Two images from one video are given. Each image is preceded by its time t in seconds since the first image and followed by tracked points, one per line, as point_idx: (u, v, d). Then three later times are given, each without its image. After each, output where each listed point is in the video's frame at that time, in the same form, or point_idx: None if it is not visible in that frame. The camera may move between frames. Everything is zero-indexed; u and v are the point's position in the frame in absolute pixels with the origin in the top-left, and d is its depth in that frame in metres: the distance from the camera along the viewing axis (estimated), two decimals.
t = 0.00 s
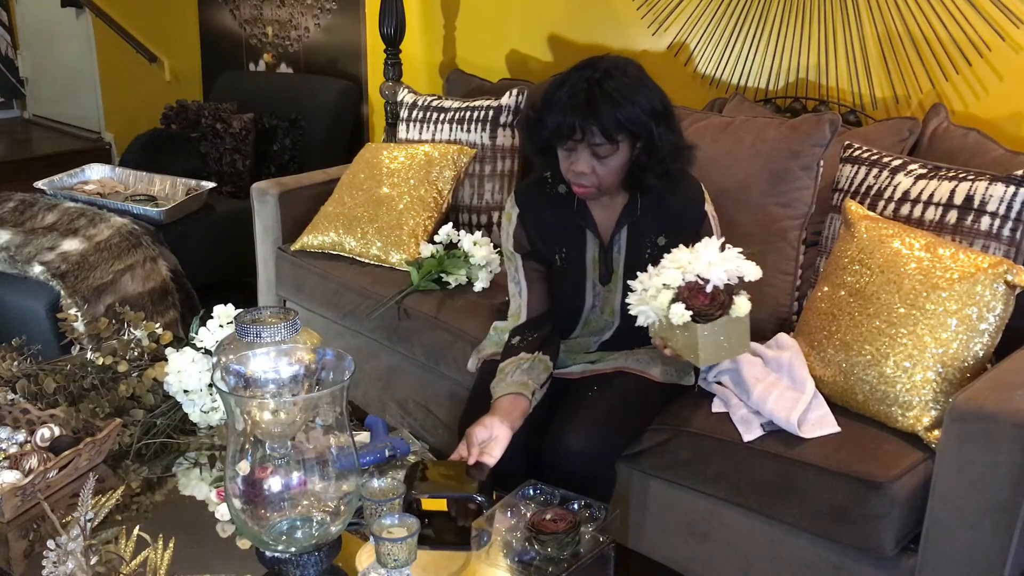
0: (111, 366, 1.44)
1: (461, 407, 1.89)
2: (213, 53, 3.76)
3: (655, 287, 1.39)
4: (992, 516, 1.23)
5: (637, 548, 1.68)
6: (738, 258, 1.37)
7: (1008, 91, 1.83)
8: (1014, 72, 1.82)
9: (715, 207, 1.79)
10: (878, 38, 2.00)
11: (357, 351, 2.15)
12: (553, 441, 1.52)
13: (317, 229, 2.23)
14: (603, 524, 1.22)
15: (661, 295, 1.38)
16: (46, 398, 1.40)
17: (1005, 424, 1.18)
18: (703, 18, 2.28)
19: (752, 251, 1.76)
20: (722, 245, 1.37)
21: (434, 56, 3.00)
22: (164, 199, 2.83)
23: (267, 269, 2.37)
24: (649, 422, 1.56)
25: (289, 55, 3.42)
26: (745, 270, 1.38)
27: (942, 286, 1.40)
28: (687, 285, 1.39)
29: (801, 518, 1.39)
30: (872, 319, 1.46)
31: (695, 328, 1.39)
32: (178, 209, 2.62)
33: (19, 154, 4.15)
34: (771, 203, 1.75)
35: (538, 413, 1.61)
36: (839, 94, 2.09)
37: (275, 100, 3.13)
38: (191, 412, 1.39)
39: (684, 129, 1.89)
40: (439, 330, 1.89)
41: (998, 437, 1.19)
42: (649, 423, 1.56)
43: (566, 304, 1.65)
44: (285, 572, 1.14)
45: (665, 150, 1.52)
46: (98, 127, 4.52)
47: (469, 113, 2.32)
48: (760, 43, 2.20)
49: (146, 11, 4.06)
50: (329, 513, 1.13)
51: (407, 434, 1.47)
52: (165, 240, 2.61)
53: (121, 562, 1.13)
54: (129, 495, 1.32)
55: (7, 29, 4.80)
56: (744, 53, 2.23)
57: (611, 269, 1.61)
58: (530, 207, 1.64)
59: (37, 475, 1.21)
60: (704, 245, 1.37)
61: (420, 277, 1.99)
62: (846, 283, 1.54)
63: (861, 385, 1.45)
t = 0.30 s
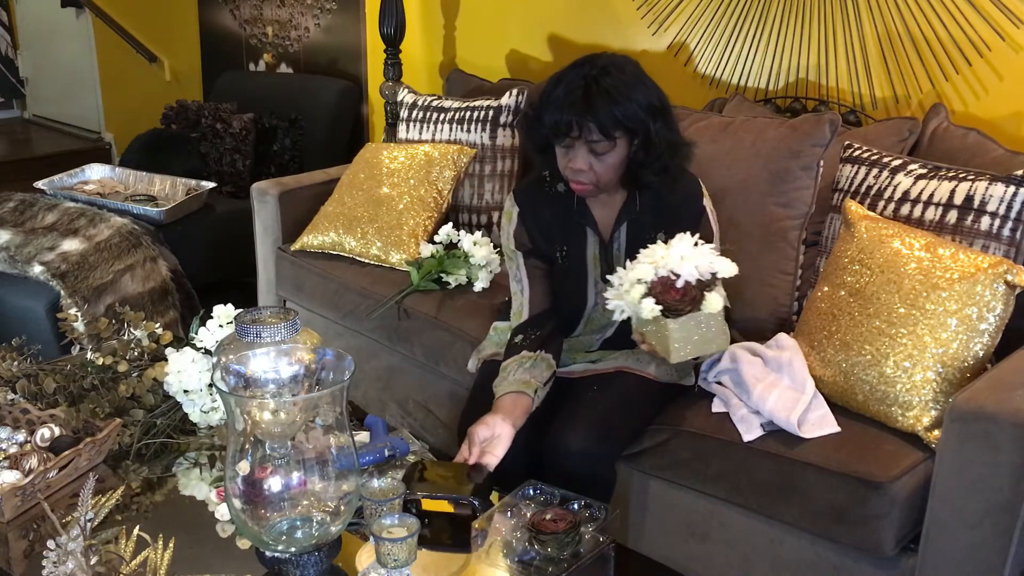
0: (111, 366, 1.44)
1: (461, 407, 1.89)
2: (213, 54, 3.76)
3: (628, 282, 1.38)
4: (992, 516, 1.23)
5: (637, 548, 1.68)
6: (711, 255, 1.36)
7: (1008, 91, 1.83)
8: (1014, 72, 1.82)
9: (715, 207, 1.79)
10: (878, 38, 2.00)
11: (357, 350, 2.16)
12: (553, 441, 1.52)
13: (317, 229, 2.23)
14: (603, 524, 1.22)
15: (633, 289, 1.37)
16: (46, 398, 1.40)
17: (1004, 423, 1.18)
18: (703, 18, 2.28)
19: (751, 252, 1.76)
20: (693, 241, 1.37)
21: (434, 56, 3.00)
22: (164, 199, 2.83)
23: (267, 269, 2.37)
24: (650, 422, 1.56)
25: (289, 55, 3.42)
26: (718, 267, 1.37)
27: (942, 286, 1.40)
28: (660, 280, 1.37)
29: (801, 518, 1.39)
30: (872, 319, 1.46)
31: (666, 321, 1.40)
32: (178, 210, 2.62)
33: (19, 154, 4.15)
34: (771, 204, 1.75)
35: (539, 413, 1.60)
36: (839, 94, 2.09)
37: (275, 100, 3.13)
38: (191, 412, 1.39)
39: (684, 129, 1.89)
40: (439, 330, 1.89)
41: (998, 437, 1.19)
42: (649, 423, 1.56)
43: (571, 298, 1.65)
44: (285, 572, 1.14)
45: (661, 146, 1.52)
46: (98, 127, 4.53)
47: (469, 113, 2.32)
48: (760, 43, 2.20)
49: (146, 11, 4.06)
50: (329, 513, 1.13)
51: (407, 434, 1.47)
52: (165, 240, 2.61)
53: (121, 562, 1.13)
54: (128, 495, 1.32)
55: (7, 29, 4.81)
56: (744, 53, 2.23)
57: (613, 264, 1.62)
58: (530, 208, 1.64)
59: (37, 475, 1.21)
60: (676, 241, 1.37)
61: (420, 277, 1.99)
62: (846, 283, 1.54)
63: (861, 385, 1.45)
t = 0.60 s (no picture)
0: (111, 366, 1.45)
1: (461, 407, 1.89)
2: (213, 54, 3.77)
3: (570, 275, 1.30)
4: (992, 516, 1.23)
5: (637, 548, 1.68)
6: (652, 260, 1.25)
7: (1009, 91, 1.83)
8: (1014, 72, 1.82)
9: (715, 207, 1.78)
10: (878, 39, 2.00)
11: (357, 350, 2.16)
12: (553, 441, 1.52)
13: (316, 229, 2.23)
14: (603, 524, 1.22)
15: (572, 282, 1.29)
16: (46, 398, 1.41)
17: (1004, 423, 1.18)
18: (703, 18, 2.28)
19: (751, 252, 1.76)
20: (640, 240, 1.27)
21: (434, 56, 3.00)
22: (163, 199, 2.83)
23: (267, 269, 2.37)
24: (649, 422, 1.56)
25: (289, 55, 3.42)
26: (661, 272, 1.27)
27: (942, 286, 1.40)
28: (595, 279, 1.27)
29: (801, 518, 1.39)
30: (873, 319, 1.46)
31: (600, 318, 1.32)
32: (179, 209, 2.62)
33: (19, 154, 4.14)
34: (771, 203, 1.75)
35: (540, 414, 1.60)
36: (839, 94, 2.09)
37: (274, 100, 3.13)
38: (191, 412, 1.39)
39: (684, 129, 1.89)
40: (439, 330, 1.89)
41: (998, 436, 1.19)
42: (649, 423, 1.56)
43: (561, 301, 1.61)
44: (285, 573, 1.13)
45: (666, 138, 1.54)
46: (98, 127, 4.53)
47: (469, 113, 2.32)
48: (759, 43, 2.20)
49: (146, 10, 4.06)
50: (329, 513, 1.13)
51: (407, 434, 1.47)
52: (165, 240, 2.61)
53: (121, 562, 1.13)
54: (128, 495, 1.31)
55: (7, 29, 4.81)
56: (744, 53, 2.23)
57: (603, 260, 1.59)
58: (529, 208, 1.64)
59: (37, 475, 1.21)
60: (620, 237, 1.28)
61: (420, 277, 1.99)
62: (846, 283, 1.54)
63: (861, 385, 1.45)
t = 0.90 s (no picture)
0: (111, 367, 1.45)
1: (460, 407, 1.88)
2: (213, 54, 3.77)
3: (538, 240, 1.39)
4: (992, 516, 1.23)
5: (637, 548, 1.68)
6: (596, 231, 1.29)
7: (1009, 91, 1.83)
8: (1014, 72, 1.82)
9: (715, 206, 1.78)
10: (878, 38, 2.00)
11: (357, 350, 2.16)
12: (552, 441, 1.52)
13: (316, 229, 2.23)
14: (604, 524, 1.22)
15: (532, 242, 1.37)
16: (46, 398, 1.41)
17: (1004, 423, 1.18)
18: (703, 18, 2.28)
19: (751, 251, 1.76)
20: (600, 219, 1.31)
21: (434, 56, 3.00)
22: (163, 199, 2.83)
23: (267, 270, 2.38)
24: (650, 421, 1.56)
25: (289, 55, 3.42)
26: (602, 246, 1.29)
27: (942, 286, 1.40)
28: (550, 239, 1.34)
29: (801, 518, 1.39)
30: (873, 319, 1.46)
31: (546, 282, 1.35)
32: (179, 209, 2.62)
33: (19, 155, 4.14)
34: (771, 204, 1.75)
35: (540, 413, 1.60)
36: (838, 94, 2.09)
37: (274, 100, 3.13)
38: (191, 412, 1.39)
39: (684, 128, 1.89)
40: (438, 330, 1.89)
41: (998, 437, 1.19)
42: (649, 423, 1.56)
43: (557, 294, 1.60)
44: (285, 572, 1.14)
45: (663, 122, 1.54)
46: (98, 127, 4.53)
47: (469, 113, 2.32)
48: (759, 44, 2.20)
49: (146, 10, 4.06)
50: (329, 513, 1.13)
51: (407, 434, 1.47)
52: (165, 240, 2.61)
53: (121, 562, 1.13)
54: (128, 495, 1.31)
55: (7, 29, 4.81)
56: (744, 53, 2.23)
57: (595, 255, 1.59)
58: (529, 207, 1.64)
59: (37, 475, 1.21)
60: (586, 211, 1.33)
61: (420, 277, 1.99)
62: (846, 283, 1.54)
63: (861, 384, 1.45)
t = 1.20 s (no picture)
0: (111, 367, 1.45)
1: (460, 407, 1.88)
2: (213, 54, 3.77)
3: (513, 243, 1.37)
4: (992, 516, 1.23)
5: (637, 548, 1.68)
6: (551, 236, 1.24)
7: (1009, 91, 1.83)
8: (1014, 72, 1.82)
9: (715, 206, 1.78)
10: (878, 39, 2.00)
11: (357, 350, 2.16)
12: (552, 441, 1.52)
13: (317, 229, 2.23)
14: (604, 524, 1.22)
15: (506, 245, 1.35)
16: (46, 398, 1.41)
17: (1004, 423, 1.18)
18: (703, 18, 2.28)
19: (751, 252, 1.76)
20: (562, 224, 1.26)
21: (434, 56, 3.00)
22: (164, 199, 2.83)
23: (267, 270, 2.38)
24: (650, 421, 1.56)
25: (289, 55, 3.42)
26: (557, 253, 1.24)
27: (942, 286, 1.40)
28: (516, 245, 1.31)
29: (801, 518, 1.39)
30: (873, 319, 1.46)
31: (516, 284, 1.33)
32: (179, 209, 2.62)
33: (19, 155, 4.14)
34: (770, 204, 1.75)
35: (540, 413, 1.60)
36: (839, 94, 2.09)
37: (275, 100, 3.13)
38: (191, 412, 1.39)
39: (683, 129, 1.89)
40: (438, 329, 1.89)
41: (998, 437, 1.19)
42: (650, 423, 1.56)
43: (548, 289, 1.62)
44: (285, 573, 1.14)
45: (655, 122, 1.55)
46: (98, 127, 4.53)
47: (469, 113, 2.32)
48: (759, 44, 2.20)
49: (146, 10, 4.06)
50: (329, 513, 1.13)
51: (407, 434, 1.47)
52: (165, 240, 2.61)
53: (121, 562, 1.13)
54: (128, 495, 1.31)
55: (7, 29, 4.81)
56: (745, 53, 2.23)
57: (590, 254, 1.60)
58: (528, 207, 1.64)
59: (37, 475, 1.21)
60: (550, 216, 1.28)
61: (420, 277, 1.99)
62: (846, 283, 1.54)
63: (861, 384, 1.45)
